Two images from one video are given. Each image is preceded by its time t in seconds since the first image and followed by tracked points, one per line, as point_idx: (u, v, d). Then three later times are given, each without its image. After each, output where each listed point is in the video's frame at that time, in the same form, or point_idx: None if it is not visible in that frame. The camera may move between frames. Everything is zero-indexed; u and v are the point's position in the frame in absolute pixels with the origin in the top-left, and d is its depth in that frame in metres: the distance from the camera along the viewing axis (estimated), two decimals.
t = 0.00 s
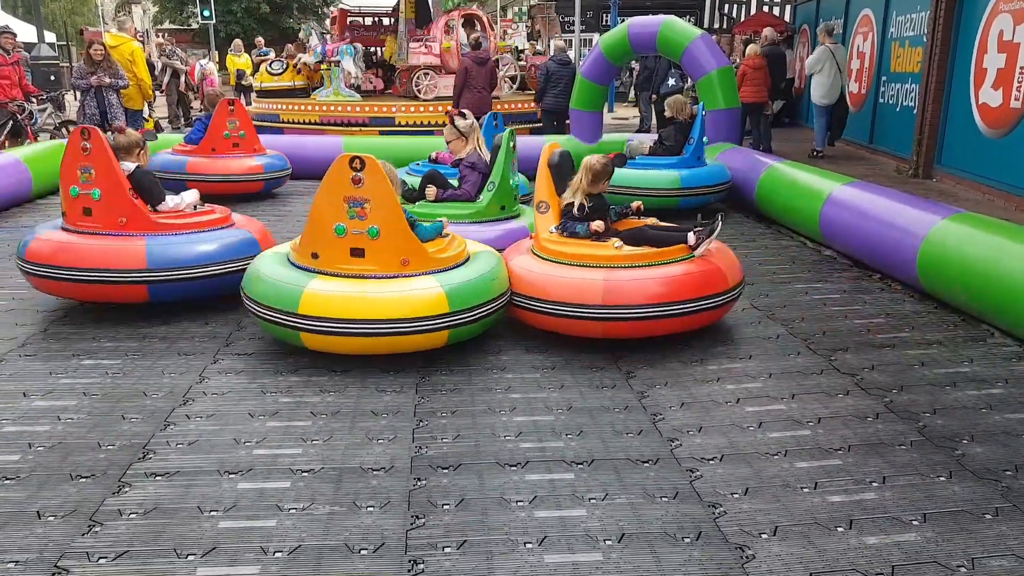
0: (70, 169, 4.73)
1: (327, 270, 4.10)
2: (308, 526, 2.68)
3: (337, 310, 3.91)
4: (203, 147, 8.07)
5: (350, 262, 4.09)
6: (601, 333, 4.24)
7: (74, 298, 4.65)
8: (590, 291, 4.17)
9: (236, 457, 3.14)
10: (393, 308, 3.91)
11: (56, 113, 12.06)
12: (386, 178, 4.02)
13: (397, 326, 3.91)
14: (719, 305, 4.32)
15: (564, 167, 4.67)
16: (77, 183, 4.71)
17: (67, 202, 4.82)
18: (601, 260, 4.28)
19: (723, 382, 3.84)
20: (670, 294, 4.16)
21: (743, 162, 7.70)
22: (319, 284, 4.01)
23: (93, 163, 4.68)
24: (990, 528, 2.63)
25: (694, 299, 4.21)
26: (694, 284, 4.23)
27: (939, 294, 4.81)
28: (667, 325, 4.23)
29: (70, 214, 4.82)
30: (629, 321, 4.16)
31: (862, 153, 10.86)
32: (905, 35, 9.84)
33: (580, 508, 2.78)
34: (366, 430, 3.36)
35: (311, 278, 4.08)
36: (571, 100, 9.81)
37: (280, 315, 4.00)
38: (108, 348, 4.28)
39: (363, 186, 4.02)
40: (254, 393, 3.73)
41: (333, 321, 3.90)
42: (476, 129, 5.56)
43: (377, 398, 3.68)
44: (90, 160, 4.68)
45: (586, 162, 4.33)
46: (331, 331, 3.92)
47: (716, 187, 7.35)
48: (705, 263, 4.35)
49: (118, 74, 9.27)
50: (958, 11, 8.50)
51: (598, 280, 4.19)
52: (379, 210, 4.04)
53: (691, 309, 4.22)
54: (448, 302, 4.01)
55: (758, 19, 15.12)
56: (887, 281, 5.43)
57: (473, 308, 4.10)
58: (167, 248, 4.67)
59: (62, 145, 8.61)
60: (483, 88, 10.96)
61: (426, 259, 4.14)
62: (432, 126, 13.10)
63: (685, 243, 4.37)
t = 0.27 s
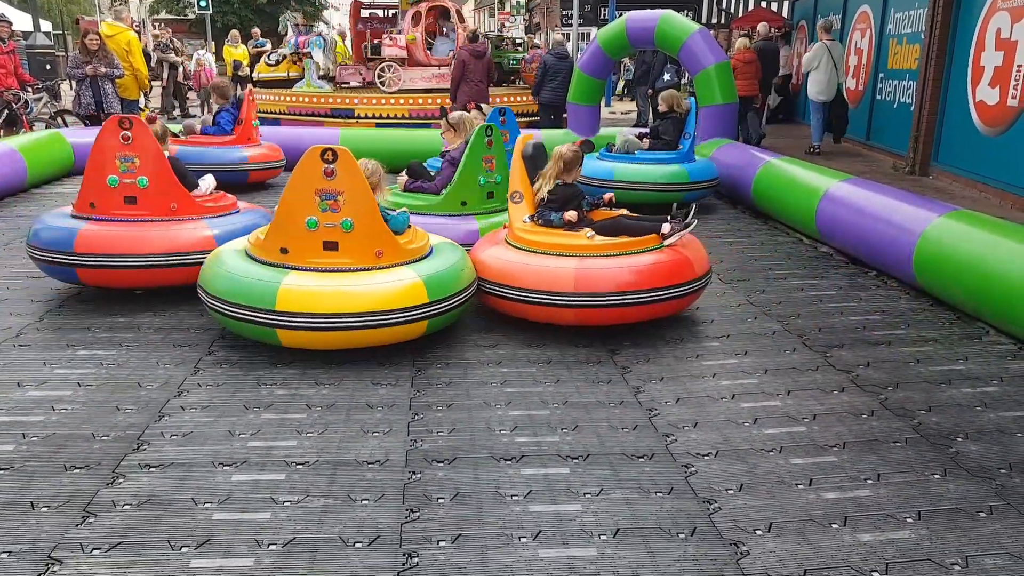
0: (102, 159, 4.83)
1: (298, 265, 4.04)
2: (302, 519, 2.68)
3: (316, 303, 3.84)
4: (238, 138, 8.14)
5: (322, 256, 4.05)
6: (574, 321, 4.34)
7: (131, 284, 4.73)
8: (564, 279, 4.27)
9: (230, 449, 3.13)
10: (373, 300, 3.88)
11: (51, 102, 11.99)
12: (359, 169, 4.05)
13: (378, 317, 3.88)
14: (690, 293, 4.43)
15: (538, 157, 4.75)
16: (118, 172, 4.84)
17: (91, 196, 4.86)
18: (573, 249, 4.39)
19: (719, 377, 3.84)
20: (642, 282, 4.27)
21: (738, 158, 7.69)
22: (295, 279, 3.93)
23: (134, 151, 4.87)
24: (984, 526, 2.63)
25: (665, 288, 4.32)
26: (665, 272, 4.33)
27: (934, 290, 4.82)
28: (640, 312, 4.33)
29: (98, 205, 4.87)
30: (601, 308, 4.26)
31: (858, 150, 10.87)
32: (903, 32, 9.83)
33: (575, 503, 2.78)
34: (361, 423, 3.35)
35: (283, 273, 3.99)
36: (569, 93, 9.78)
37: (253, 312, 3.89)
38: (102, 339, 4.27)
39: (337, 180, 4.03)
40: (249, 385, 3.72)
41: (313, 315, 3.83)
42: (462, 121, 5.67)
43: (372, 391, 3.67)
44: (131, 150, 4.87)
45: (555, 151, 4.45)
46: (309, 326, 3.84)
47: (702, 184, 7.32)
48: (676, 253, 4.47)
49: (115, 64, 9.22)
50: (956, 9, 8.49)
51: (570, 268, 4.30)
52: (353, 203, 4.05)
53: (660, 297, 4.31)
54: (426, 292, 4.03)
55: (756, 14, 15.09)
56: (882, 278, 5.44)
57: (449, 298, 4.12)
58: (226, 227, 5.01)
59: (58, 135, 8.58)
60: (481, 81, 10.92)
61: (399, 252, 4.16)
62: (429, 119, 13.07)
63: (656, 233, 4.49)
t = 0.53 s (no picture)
0: (140, 158, 4.88)
1: (289, 265, 4.02)
2: (301, 518, 2.67)
3: (305, 305, 3.80)
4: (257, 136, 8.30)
5: (313, 256, 4.04)
6: (578, 319, 4.35)
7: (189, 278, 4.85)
8: (567, 278, 4.26)
9: (229, 447, 3.12)
10: (363, 302, 3.84)
11: (52, 98, 11.96)
12: (350, 170, 4.03)
13: (368, 320, 3.84)
14: (682, 289, 4.54)
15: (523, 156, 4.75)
16: (157, 170, 4.90)
17: (125, 195, 4.86)
18: (574, 248, 4.39)
19: (719, 379, 3.83)
20: (644, 279, 4.33)
21: (737, 160, 7.69)
22: (285, 279, 3.91)
23: (172, 149, 4.98)
24: (985, 531, 2.63)
25: (665, 284, 4.39)
26: (662, 270, 4.40)
27: (934, 293, 4.81)
28: (642, 309, 4.40)
29: (134, 204, 4.89)
30: (606, 307, 4.29)
31: (858, 153, 10.87)
32: (903, 35, 9.83)
33: (574, 504, 2.77)
34: (360, 422, 3.34)
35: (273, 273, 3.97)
36: (568, 93, 9.78)
37: (241, 313, 3.86)
38: (101, 335, 4.26)
39: (327, 181, 4.01)
40: (248, 383, 3.71)
41: (302, 317, 3.79)
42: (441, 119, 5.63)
43: (371, 390, 3.66)
44: (168, 148, 4.97)
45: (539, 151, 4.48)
46: (298, 328, 3.81)
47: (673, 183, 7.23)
48: (668, 250, 4.56)
49: (116, 60, 9.20)
50: (956, 12, 8.49)
51: (575, 267, 4.29)
52: (344, 204, 4.03)
53: (649, 295, 4.35)
54: (417, 295, 3.97)
55: (757, 16, 15.08)
56: (882, 281, 5.43)
57: (442, 301, 4.07)
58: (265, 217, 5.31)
59: (59, 131, 8.57)
60: (481, 81, 10.91)
61: (390, 253, 4.13)
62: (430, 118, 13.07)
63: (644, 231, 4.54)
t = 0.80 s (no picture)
0: (186, 166, 4.90)
1: (280, 268, 3.97)
2: (310, 518, 2.67)
3: (290, 309, 3.74)
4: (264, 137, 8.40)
5: (304, 259, 3.97)
6: (608, 319, 4.35)
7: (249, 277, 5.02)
8: (597, 277, 4.25)
9: (238, 448, 3.13)
10: (348, 307, 3.75)
11: (60, 102, 12.02)
12: (341, 171, 3.93)
13: (352, 325, 3.75)
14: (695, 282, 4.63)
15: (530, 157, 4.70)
16: (203, 177, 4.98)
17: (172, 203, 4.88)
18: (595, 247, 4.39)
19: (728, 378, 3.82)
20: (668, 274, 4.38)
21: (743, 158, 7.68)
22: (274, 281, 3.85)
23: (213, 154, 5.03)
24: (999, 529, 2.61)
25: (686, 278, 4.47)
26: (681, 264, 4.47)
27: (943, 290, 4.78)
28: (666, 304, 4.44)
29: (183, 211, 4.93)
30: (636, 304, 4.31)
31: (865, 149, 10.83)
32: (909, 30, 9.78)
33: (583, 504, 2.76)
34: (369, 422, 3.34)
35: (264, 275, 3.92)
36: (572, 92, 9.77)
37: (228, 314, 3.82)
38: (111, 337, 4.27)
39: (320, 182, 3.93)
40: (257, 384, 3.72)
41: (285, 321, 3.73)
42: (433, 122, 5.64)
43: (379, 390, 3.66)
44: (209, 153, 5.01)
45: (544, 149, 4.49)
46: (282, 332, 3.75)
47: (665, 181, 7.32)
48: (679, 244, 4.63)
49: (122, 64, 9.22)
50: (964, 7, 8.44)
51: (603, 266, 4.29)
52: (336, 206, 3.93)
53: (668, 293, 4.39)
54: (407, 301, 3.87)
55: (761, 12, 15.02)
56: (890, 278, 5.41)
57: (435, 308, 3.95)
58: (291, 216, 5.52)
59: (66, 135, 8.60)
60: (485, 81, 10.91)
61: (384, 257, 4.02)
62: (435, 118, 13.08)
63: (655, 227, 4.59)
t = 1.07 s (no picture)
0: (204, 167, 4.93)
1: (281, 271, 3.95)
2: (317, 520, 2.67)
3: (288, 312, 3.73)
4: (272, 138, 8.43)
5: (304, 262, 3.94)
6: (630, 320, 4.36)
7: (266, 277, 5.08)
8: (620, 278, 4.26)
9: (246, 450, 3.13)
10: (346, 312, 3.73)
11: (67, 105, 12.06)
12: (341, 174, 3.88)
13: (350, 330, 3.73)
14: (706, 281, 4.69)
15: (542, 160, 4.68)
16: (220, 178, 5.02)
17: (192, 204, 4.91)
18: (613, 249, 4.40)
19: (734, 380, 3.81)
20: (686, 274, 4.42)
21: (749, 159, 7.67)
22: (273, 285, 3.84)
23: (227, 155, 5.07)
24: (1006, 531, 2.60)
25: (701, 277, 4.52)
26: (695, 263, 4.52)
27: (950, 293, 4.77)
28: (684, 304, 4.47)
29: (202, 212, 4.97)
30: (657, 304, 4.33)
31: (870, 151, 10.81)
32: (915, 32, 9.77)
33: (590, 506, 2.76)
34: (375, 424, 3.35)
35: (264, 279, 3.91)
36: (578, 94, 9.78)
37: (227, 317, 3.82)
38: (118, 339, 4.29)
39: (320, 185, 3.89)
40: (264, 385, 3.73)
41: (283, 325, 3.72)
42: (442, 125, 5.52)
43: (385, 392, 3.67)
44: (224, 154, 5.05)
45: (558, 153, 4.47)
46: (280, 336, 3.74)
47: (660, 184, 7.41)
48: (690, 243, 4.68)
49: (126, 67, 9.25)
50: (969, 9, 8.42)
51: (624, 267, 4.30)
52: (337, 210, 3.90)
53: (683, 294, 4.41)
54: (407, 307, 3.84)
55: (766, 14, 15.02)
56: (897, 280, 5.40)
57: (436, 314, 3.92)
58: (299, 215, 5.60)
59: (72, 137, 8.62)
60: (490, 83, 10.92)
61: (385, 262, 3.98)
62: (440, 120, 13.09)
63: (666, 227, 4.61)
